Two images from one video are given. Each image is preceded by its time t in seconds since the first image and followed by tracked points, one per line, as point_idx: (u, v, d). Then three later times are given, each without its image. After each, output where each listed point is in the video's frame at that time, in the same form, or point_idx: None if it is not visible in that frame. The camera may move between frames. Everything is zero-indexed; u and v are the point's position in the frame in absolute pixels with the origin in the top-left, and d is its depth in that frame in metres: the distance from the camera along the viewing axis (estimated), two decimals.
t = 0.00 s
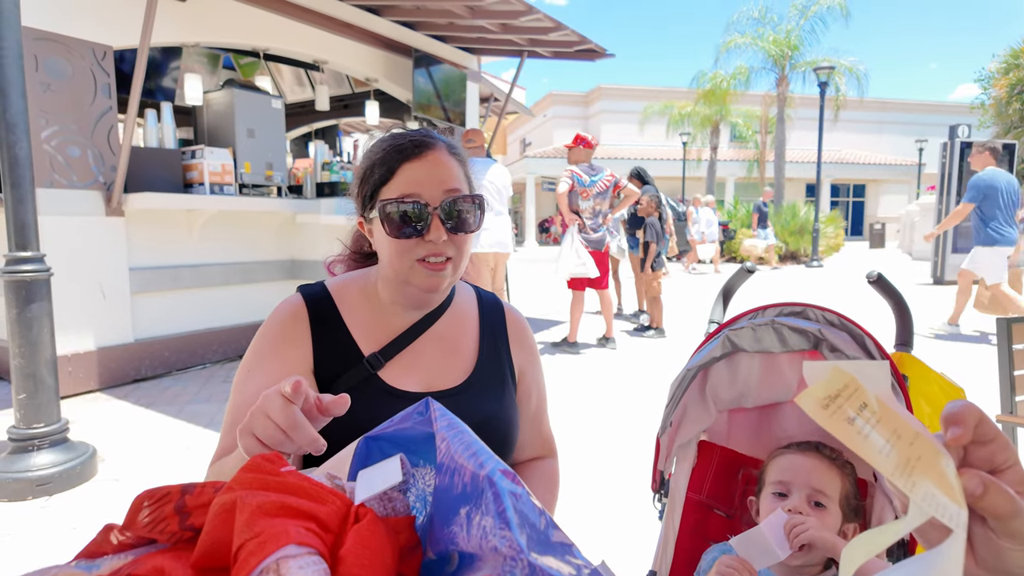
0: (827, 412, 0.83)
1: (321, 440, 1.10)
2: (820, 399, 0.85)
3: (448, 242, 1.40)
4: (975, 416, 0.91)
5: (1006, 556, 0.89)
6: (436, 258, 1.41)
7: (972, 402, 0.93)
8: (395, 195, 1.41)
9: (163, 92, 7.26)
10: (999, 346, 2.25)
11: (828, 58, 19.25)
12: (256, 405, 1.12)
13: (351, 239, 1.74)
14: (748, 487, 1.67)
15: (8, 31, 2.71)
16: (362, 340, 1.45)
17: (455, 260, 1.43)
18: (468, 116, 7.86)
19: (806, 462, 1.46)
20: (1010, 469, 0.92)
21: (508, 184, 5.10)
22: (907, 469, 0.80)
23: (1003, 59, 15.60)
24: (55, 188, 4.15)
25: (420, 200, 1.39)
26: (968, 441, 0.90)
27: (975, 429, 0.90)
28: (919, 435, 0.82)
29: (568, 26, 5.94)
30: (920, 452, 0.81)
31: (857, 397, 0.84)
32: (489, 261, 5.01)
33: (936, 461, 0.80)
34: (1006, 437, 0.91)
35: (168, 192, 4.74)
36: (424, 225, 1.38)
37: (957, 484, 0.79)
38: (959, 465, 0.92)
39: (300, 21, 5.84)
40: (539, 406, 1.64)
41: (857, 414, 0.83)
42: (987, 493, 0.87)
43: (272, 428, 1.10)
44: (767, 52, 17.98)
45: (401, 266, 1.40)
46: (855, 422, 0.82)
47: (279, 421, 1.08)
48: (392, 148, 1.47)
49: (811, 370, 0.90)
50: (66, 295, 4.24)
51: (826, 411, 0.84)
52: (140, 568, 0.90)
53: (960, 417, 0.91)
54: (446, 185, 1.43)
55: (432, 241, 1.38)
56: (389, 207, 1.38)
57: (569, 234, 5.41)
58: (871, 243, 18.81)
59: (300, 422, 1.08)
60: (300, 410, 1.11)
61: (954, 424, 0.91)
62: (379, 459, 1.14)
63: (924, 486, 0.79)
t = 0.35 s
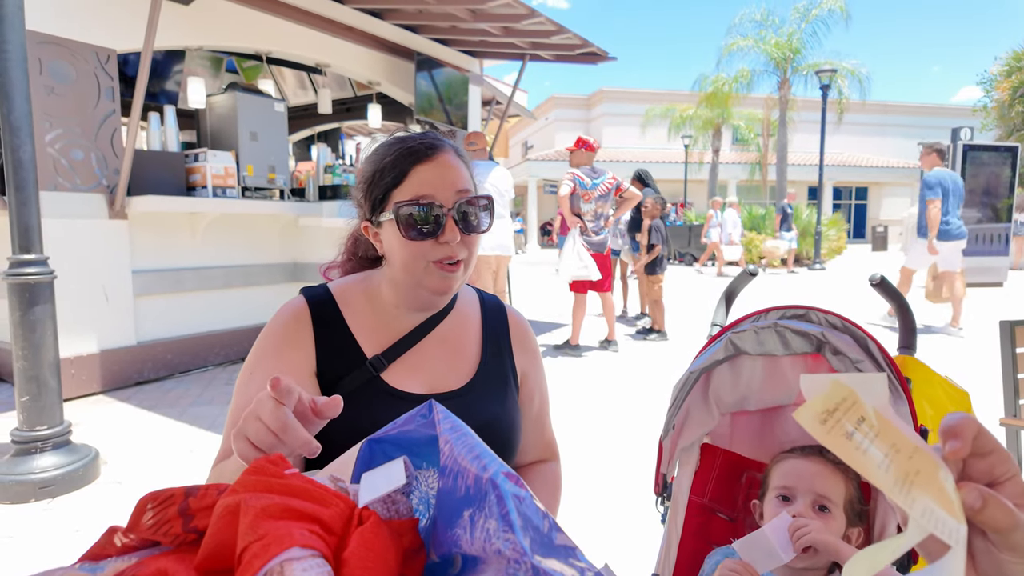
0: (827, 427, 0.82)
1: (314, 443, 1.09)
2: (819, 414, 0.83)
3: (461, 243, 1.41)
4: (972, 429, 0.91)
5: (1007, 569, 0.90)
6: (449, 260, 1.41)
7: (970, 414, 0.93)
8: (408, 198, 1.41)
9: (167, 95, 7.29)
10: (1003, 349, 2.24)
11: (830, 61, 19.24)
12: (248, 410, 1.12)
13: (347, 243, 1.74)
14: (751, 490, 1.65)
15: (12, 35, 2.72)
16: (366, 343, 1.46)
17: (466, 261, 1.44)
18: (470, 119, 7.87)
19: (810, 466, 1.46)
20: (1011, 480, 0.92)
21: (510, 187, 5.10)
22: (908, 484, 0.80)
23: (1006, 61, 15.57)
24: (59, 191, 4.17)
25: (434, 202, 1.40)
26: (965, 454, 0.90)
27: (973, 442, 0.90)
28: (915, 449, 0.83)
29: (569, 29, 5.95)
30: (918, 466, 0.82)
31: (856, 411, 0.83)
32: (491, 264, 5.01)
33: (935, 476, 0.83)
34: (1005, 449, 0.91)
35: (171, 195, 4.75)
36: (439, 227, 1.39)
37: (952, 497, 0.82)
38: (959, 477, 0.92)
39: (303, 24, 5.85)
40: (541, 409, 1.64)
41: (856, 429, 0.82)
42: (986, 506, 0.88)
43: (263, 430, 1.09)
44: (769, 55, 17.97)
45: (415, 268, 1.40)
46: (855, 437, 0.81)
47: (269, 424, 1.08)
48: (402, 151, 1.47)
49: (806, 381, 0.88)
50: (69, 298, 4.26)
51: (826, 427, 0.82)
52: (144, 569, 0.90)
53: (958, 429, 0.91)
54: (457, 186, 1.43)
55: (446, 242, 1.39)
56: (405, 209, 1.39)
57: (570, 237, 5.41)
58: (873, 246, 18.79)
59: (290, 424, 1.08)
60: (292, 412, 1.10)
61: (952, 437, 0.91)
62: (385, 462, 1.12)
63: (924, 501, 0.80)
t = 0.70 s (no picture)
0: (820, 442, 0.86)
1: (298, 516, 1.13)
2: (812, 429, 0.87)
3: (466, 246, 1.42)
4: (967, 440, 0.92)
5: None
6: (453, 262, 1.42)
7: (966, 425, 0.94)
8: (414, 201, 1.42)
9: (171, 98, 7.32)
10: (1007, 352, 2.23)
11: (833, 64, 19.24)
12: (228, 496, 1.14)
13: (350, 246, 1.74)
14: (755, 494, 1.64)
15: (16, 38, 2.73)
16: (369, 346, 1.45)
17: (471, 264, 1.45)
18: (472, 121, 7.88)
19: (815, 470, 1.44)
20: (1008, 489, 0.94)
21: (513, 190, 5.11)
22: (903, 498, 0.83)
23: (1009, 63, 15.56)
24: (63, 194, 4.18)
25: (440, 205, 1.40)
26: (962, 465, 0.91)
27: (969, 453, 0.92)
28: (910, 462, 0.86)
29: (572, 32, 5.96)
30: (914, 480, 0.85)
31: (849, 426, 0.87)
32: (493, 266, 5.01)
33: (932, 490, 0.85)
34: (1001, 459, 0.93)
35: (174, 198, 4.76)
36: (444, 230, 1.39)
37: (950, 510, 0.85)
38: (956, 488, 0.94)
39: (306, 27, 5.87)
40: (544, 412, 1.64)
41: (850, 443, 0.85)
42: (983, 518, 0.90)
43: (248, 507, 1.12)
44: (771, 58, 17.99)
45: (419, 270, 1.40)
46: (848, 451, 0.85)
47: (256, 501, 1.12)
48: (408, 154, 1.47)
49: (801, 398, 0.92)
50: (72, 300, 4.27)
51: (819, 443, 0.86)
52: None
53: (954, 441, 0.92)
54: (463, 190, 1.44)
55: (451, 245, 1.39)
56: (411, 211, 1.39)
57: (573, 239, 5.41)
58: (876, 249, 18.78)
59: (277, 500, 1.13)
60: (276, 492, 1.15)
61: (948, 449, 0.92)
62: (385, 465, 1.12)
63: (919, 515, 0.82)
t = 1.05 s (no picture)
0: (819, 444, 0.87)
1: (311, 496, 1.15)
2: (811, 431, 0.88)
3: (466, 252, 1.42)
4: (966, 441, 0.95)
5: None
6: (452, 268, 1.42)
7: (964, 428, 0.97)
8: (416, 206, 1.42)
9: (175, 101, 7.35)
10: (1011, 355, 2.22)
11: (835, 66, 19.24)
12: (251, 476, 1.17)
13: (354, 246, 1.75)
14: (758, 496, 1.66)
15: (21, 41, 2.74)
16: (371, 349, 1.45)
17: (470, 269, 1.45)
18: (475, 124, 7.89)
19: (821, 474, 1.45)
20: (1007, 491, 0.96)
21: (515, 192, 5.11)
22: (901, 502, 0.84)
23: (1012, 65, 15.55)
24: (67, 197, 4.20)
25: (442, 211, 1.40)
26: (959, 467, 0.94)
27: (966, 455, 0.94)
28: (909, 465, 0.87)
29: (574, 34, 5.97)
30: (913, 483, 0.86)
31: (848, 427, 0.88)
32: (495, 268, 5.01)
33: (930, 492, 0.86)
34: (1000, 461, 0.96)
35: (177, 200, 4.77)
36: (444, 236, 1.39)
37: (949, 513, 0.86)
38: (956, 490, 0.96)
39: (309, 30, 5.89)
40: (547, 414, 1.64)
41: (848, 445, 0.87)
42: (982, 520, 0.92)
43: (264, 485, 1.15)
44: (773, 60, 17.99)
45: (419, 274, 1.41)
46: (846, 453, 0.86)
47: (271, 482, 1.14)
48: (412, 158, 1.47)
49: (801, 399, 0.93)
50: (76, 302, 4.28)
51: (817, 445, 0.87)
52: None
53: (952, 443, 0.95)
54: (465, 197, 1.44)
55: (451, 251, 1.40)
56: (413, 216, 1.39)
57: (575, 241, 5.42)
58: (879, 251, 18.76)
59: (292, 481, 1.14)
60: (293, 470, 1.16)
61: (946, 452, 0.95)
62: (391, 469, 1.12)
63: (917, 518, 0.84)
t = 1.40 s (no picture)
0: (820, 442, 0.97)
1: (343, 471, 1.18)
2: (813, 431, 0.98)
3: (467, 254, 1.42)
4: (968, 439, 1.05)
5: None
6: (453, 270, 1.42)
7: (970, 427, 1.06)
8: (417, 208, 1.42)
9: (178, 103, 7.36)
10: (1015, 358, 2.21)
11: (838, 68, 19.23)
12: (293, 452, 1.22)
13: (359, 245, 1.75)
14: (761, 499, 1.65)
15: (26, 44, 2.75)
16: (373, 350, 1.46)
17: (472, 271, 1.45)
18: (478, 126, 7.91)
19: (825, 476, 1.44)
20: (1009, 490, 1.06)
21: (517, 194, 5.12)
22: (903, 499, 0.93)
23: (1015, 67, 15.51)
24: (71, 199, 4.22)
25: (442, 213, 1.40)
26: (961, 464, 1.04)
27: (969, 452, 1.04)
28: (909, 464, 0.96)
29: (576, 37, 5.97)
30: (913, 481, 0.95)
31: (848, 427, 0.97)
32: (498, 270, 5.01)
33: (932, 491, 0.95)
34: (1003, 461, 1.05)
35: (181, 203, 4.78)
36: (444, 238, 1.39)
37: (951, 511, 0.94)
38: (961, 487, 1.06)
39: (312, 33, 5.90)
40: (549, 415, 1.64)
41: (850, 444, 0.96)
42: (984, 518, 1.02)
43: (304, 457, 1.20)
44: (776, 62, 17.97)
45: (420, 276, 1.41)
46: (847, 452, 0.95)
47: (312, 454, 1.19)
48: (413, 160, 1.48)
49: (805, 401, 1.03)
50: (79, 304, 4.29)
51: (818, 444, 0.96)
52: None
53: (955, 441, 1.05)
54: (467, 199, 1.44)
55: (451, 254, 1.40)
56: (412, 218, 1.40)
57: (577, 243, 5.41)
58: (882, 253, 18.72)
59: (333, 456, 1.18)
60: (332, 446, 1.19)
61: (949, 450, 1.05)
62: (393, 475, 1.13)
63: (920, 516, 0.92)
